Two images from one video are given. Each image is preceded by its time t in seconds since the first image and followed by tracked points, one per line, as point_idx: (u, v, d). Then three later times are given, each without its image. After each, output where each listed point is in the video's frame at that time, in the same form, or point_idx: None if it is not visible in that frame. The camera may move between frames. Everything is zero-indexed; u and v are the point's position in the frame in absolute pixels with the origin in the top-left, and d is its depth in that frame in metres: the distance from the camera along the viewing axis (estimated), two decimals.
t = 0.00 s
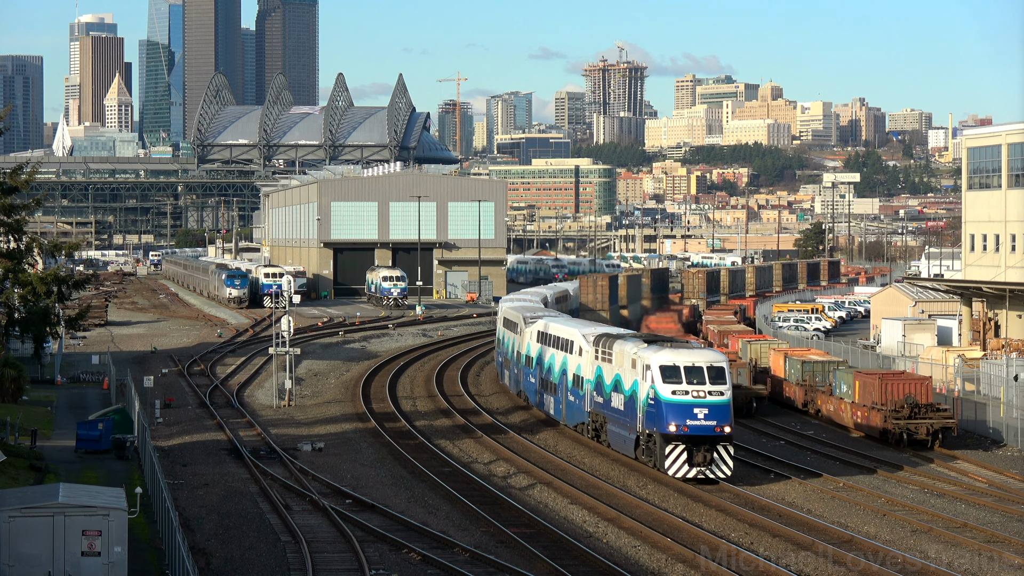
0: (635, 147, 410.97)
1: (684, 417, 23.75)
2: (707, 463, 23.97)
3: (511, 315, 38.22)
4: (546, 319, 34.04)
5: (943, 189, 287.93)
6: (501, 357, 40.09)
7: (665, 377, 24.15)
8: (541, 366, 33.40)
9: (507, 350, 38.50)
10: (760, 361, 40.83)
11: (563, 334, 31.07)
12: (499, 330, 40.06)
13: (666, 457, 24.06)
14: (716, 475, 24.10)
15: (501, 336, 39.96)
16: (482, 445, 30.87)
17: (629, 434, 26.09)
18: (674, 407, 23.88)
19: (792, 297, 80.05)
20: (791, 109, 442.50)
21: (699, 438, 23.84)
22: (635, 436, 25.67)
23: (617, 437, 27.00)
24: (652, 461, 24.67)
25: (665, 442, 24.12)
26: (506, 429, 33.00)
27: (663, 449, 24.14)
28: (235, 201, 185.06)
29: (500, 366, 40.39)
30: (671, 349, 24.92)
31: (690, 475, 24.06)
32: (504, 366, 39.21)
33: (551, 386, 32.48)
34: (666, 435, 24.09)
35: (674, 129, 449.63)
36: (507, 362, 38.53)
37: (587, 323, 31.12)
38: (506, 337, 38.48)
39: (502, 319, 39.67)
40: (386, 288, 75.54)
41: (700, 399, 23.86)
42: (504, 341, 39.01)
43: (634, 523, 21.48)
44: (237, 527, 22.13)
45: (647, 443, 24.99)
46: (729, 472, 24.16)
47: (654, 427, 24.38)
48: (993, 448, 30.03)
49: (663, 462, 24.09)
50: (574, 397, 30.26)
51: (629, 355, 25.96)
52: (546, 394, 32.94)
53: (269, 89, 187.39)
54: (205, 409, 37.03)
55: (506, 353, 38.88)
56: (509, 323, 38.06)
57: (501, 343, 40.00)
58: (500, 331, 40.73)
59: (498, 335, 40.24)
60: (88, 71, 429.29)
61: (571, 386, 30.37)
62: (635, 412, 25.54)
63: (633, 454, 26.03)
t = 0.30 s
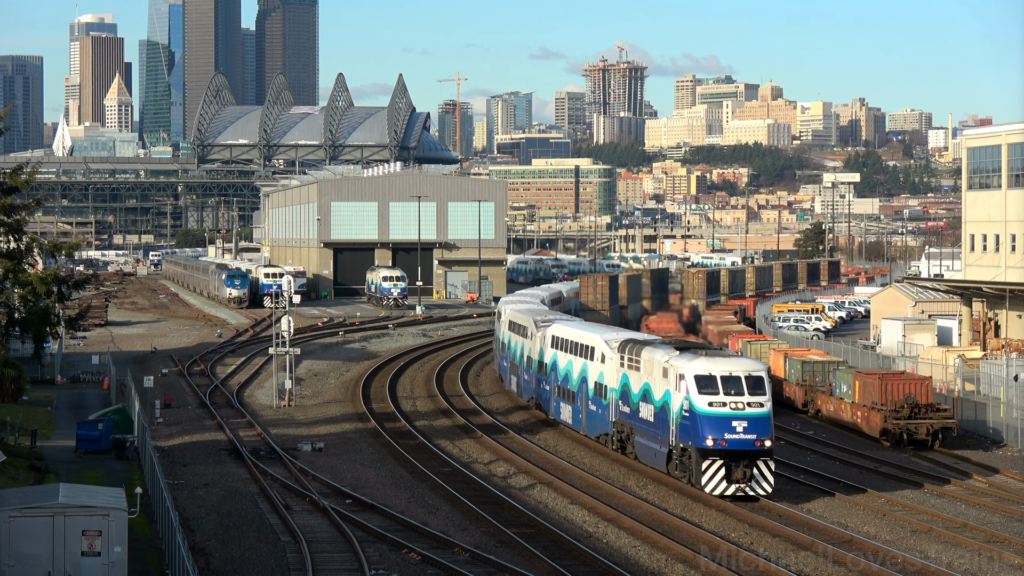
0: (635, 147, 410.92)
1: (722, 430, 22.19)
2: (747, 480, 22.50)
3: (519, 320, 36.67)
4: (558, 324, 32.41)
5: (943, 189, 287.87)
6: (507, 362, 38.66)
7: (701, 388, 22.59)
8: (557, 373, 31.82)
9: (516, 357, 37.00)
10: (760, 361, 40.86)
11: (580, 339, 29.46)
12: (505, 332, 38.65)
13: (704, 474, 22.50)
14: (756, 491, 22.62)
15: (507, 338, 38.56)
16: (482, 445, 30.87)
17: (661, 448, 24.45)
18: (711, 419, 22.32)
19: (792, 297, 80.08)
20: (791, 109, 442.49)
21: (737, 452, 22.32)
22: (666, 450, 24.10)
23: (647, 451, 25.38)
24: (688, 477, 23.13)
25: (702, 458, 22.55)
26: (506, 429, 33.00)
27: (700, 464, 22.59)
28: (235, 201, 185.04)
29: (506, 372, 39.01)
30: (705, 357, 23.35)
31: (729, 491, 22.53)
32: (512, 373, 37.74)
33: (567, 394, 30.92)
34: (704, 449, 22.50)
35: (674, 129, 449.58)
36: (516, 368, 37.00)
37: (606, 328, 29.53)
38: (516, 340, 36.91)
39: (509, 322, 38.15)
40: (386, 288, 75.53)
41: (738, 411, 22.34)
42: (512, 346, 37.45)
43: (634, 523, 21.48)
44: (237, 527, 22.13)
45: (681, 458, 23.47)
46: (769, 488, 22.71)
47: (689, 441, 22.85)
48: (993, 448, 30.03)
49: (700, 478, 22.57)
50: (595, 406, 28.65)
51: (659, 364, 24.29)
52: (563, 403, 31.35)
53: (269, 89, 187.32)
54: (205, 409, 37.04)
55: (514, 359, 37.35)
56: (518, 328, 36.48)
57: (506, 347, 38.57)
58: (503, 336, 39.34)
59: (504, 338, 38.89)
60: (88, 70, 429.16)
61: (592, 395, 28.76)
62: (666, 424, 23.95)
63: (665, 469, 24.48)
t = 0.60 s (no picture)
0: (635, 147, 410.86)
1: (766, 445, 20.71)
2: (794, 497, 20.94)
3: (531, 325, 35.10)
4: (575, 329, 30.88)
5: (943, 188, 287.91)
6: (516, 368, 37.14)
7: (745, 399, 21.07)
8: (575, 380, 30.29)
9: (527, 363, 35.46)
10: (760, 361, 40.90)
11: (603, 345, 27.88)
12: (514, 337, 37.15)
13: (746, 491, 20.98)
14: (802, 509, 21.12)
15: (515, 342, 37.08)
16: (482, 445, 30.89)
17: (697, 462, 22.87)
18: (754, 433, 20.81)
19: (792, 297, 80.10)
20: (791, 109, 442.61)
21: (782, 468, 20.80)
22: (703, 465, 22.53)
23: (680, 465, 23.79)
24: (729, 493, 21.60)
25: (744, 474, 21.02)
26: (506, 429, 33.00)
27: (743, 481, 21.04)
28: (235, 201, 185.08)
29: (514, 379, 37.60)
30: (747, 364, 21.80)
31: (773, 508, 21.03)
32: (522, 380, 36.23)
33: (588, 403, 29.40)
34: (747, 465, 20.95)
35: (674, 130, 449.69)
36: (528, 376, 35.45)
37: (629, 334, 27.97)
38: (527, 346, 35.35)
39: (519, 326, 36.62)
40: (386, 288, 75.54)
41: (782, 425, 20.80)
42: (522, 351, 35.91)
43: (633, 523, 21.50)
44: (236, 527, 22.14)
45: (720, 473, 21.89)
46: (818, 506, 21.20)
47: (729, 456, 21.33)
48: (993, 448, 30.02)
49: (742, 495, 21.04)
50: (620, 416, 27.04)
51: (694, 373, 22.74)
52: (582, 411, 29.82)
53: (269, 89, 187.27)
54: (205, 409, 37.03)
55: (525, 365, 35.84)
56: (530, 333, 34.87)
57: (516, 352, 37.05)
58: (511, 341, 37.90)
59: (512, 342, 37.43)
60: (88, 70, 429.23)
61: (615, 404, 27.21)
62: (703, 437, 22.38)
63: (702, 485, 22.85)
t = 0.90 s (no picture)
0: (635, 147, 411.01)
1: (819, 461, 19.07)
2: (847, 518, 19.28)
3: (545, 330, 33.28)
4: (597, 335, 29.13)
5: (943, 189, 288.11)
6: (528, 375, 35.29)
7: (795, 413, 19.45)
8: (598, 389, 28.51)
9: (540, 371, 33.67)
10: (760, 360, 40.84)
11: (630, 352, 26.12)
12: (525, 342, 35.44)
13: (797, 511, 19.38)
14: (857, 530, 19.39)
15: (525, 348, 35.44)
16: (482, 445, 30.89)
17: (740, 479, 21.15)
18: (804, 447, 19.23)
19: (792, 297, 80.15)
20: (791, 109, 442.94)
21: (835, 486, 19.14)
22: (747, 482, 20.86)
23: (719, 482, 22.06)
24: (778, 516, 19.94)
25: (794, 493, 19.42)
26: (506, 429, 33.01)
27: (792, 500, 19.44)
28: (235, 201, 185.20)
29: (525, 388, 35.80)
30: (794, 375, 20.19)
31: (827, 530, 19.36)
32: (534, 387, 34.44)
33: (612, 413, 27.55)
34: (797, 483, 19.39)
35: (674, 129, 449.72)
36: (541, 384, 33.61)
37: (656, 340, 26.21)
38: (540, 351, 33.57)
39: (531, 331, 34.86)
40: (386, 288, 75.54)
41: (834, 439, 19.18)
42: (535, 357, 34.12)
43: (634, 523, 21.48)
44: (237, 527, 22.15)
45: (766, 491, 20.28)
46: (873, 527, 19.46)
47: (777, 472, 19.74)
48: (992, 448, 30.03)
49: (793, 516, 19.44)
50: (649, 427, 25.25)
51: (736, 384, 21.11)
52: (605, 421, 28.01)
53: (269, 89, 187.38)
54: (205, 409, 37.04)
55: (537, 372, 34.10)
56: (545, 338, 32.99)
57: (527, 357, 35.29)
58: (520, 346, 36.19)
59: (522, 347, 35.77)
60: (88, 70, 429.25)
61: (644, 415, 25.43)
62: (747, 453, 20.69)
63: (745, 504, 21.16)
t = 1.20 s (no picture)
0: (635, 147, 411.07)
1: (879, 480, 17.59)
2: (910, 541, 17.73)
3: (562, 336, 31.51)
4: (620, 340, 27.42)
5: (944, 189, 288.12)
6: (541, 383, 33.54)
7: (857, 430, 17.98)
8: (621, 397, 26.79)
9: (556, 378, 31.91)
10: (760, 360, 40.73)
11: (661, 359, 24.50)
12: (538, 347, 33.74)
13: (856, 534, 17.84)
14: (919, 555, 17.85)
15: (538, 352, 33.85)
16: (482, 445, 30.87)
17: (789, 498, 19.58)
18: (863, 465, 17.75)
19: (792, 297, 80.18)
20: (791, 109, 442.88)
21: (896, 507, 17.65)
22: (798, 501, 19.31)
23: (764, 501, 20.40)
24: (835, 540, 18.39)
25: (853, 516, 17.89)
26: (506, 429, 32.99)
27: (851, 522, 17.90)
28: (235, 201, 185.24)
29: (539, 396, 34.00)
30: (848, 386, 18.74)
31: (887, 555, 17.82)
32: (550, 394, 32.68)
33: (639, 424, 25.78)
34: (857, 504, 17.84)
35: (674, 129, 449.84)
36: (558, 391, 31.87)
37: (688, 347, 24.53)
38: (556, 357, 31.84)
39: (546, 335, 33.04)
40: (386, 288, 75.54)
41: (896, 456, 17.73)
42: (550, 363, 32.37)
43: (633, 523, 21.47)
44: (237, 527, 22.15)
45: (820, 513, 18.73)
46: (938, 551, 17.91)
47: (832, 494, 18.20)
48: (993, 448, 30.01)
49: (852, 539, 17.89)
50: (684, 440, 23.45)
51: (784, 396, 19.58)
52: (633, 432, 26.18)
53: (269, 89, 187.41)
54: (205, 409, 37.03)
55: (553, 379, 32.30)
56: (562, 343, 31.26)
57: (541, 363, 33.50)
58: (533, 351, 34.52)
59: (535, 352, 34.05)
60: (88, 71, 429.30)
61: (677, 426, 23.67)
62: (799, 472, 19.12)
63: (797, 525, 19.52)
